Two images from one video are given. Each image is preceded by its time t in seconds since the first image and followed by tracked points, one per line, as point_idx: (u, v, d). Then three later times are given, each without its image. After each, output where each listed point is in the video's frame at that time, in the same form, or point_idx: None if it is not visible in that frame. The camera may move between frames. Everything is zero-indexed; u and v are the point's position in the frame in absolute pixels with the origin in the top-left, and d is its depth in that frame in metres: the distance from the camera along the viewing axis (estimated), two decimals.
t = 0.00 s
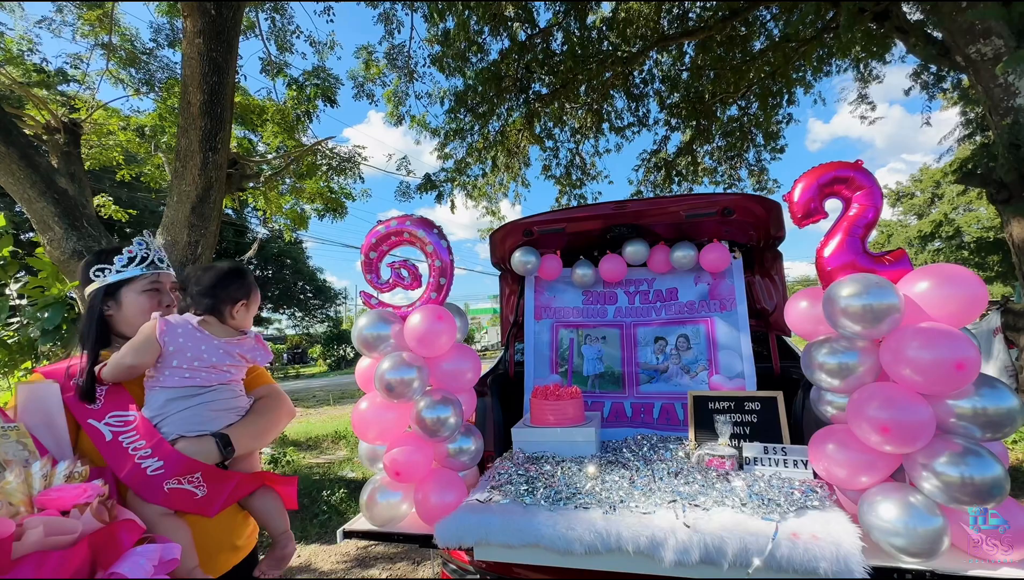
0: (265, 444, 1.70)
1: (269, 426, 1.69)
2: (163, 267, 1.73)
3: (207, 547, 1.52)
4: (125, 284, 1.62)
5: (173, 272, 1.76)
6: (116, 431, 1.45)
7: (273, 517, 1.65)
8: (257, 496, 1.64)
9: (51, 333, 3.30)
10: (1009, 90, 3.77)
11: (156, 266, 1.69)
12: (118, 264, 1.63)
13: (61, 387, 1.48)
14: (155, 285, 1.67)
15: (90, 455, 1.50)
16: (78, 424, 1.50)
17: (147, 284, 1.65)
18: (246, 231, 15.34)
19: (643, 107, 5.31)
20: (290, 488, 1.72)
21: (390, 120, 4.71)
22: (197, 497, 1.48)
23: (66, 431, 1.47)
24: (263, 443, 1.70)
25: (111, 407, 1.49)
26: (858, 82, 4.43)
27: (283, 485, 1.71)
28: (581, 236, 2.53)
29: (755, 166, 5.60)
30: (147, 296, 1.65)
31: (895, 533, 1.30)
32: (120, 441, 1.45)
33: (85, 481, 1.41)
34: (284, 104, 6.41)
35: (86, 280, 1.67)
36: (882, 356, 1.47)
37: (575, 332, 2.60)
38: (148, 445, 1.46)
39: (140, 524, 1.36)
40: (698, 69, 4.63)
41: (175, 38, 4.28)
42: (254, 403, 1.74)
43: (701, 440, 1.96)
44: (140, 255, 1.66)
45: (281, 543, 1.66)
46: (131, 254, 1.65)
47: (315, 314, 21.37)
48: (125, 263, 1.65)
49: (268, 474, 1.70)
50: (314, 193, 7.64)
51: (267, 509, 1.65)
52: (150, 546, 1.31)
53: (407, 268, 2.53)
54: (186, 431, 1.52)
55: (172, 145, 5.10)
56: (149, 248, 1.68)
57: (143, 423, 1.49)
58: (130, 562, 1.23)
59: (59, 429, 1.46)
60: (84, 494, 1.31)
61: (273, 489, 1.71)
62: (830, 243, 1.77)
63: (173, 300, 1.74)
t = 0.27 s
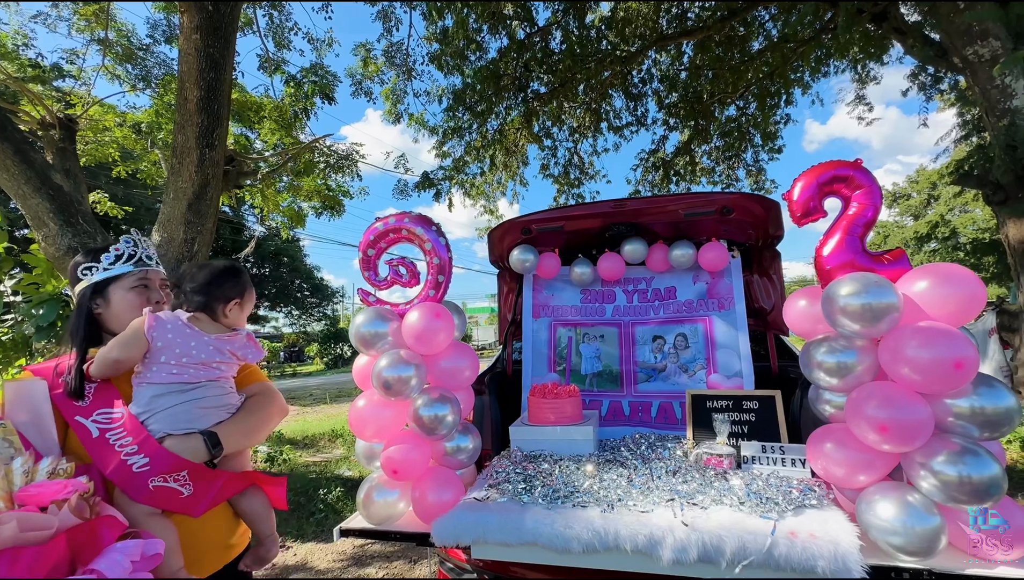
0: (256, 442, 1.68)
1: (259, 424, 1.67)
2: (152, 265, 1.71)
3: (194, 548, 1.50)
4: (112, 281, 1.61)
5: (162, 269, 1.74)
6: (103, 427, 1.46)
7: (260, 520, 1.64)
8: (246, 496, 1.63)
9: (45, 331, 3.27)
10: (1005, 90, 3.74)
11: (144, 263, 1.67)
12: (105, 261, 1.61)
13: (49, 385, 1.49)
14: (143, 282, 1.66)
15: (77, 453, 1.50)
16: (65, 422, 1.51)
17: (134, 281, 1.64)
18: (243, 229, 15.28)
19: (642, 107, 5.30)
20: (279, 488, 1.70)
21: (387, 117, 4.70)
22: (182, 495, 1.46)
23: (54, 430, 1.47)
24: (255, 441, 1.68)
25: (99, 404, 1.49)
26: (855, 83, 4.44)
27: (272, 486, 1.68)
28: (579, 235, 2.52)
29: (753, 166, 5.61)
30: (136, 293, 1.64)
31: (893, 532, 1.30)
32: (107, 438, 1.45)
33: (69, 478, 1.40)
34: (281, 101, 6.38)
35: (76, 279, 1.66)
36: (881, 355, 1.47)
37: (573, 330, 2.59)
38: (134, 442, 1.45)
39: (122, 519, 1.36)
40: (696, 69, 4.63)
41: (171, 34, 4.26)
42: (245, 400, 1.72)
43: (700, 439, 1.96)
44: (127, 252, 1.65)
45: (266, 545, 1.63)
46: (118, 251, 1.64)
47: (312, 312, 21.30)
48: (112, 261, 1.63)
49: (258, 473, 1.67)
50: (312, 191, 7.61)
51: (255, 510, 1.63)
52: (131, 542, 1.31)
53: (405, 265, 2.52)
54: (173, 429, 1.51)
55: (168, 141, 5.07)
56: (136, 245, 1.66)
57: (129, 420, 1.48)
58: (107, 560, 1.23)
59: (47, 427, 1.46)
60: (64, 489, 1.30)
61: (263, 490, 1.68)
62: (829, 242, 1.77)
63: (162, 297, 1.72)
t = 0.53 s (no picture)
0: (251, 440, 1.67)
1: (253, 422, 1.66)
2: (148, 262, 1.70)
3: (187, 546, 1.48)
4: (108, 277, 1.60)
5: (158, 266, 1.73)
6: (96, 424, 1.44)
7: (255, 517, 1.66)
8: (241, 494, 1.64)
9: (40, 328, 3.25)
10: (1003, 92, 3.82)
11: (140, 260, 1.66)
12: (101, 257, 1.60)
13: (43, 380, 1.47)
14: (138, 278, 1.65)
15: (69, 449, 1.49)
16: (58, 418, 1.49)
17: (129, 277, 1.62)
18: (240, 226, 15.22)
19: (641, 106, 5.30)
20: (275, 483, 1.70)
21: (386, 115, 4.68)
22: (174, 494, 1.45)
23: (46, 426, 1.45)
24: (248, 439, 1.67)
25: (93, 400, 1.48)
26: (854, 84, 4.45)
27: (269, 480, 1.69)
28: (578, 233, 2.52)
29: (751, 166, 5.62)
30: (132, 289, 1.62)
31: (890, 531, 1.30)
32: (100, 434, 1.43)
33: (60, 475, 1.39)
34: (279, 98, 6.35)
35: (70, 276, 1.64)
36: (879, 355, 1.47)
37: (571, 329, 2.59)
38: (127, 438, 1.44)
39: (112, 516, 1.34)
40: (695, 69, 4.63)
41: (169, 29, 4.23)
42: (239, 399, 1.71)
43: (697, 438, 1.96)
44: (123, 249, 1.64)
45: (264, 538, 1.67)
46: (114, 248, 1.62)
47: (309, 310, 21.25)
48: (108, 258, 1.61)
49: (253, 470, 1.65)
50: (309, 188, 7.59)
51: (250, 508, 1.65)
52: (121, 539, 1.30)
53: (403, 263, 2.51)
54: (166, 427, 1.50)
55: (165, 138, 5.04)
56: (132, 242, 1.65)
57: (122, 418, 1.47)
58: (97, 556, 1.21)
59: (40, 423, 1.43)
60: (53, 485, 1.29)
61: (259, 485, 1.69)
62: (827, 242, 1.77)
63: (158, 293, 1.71)
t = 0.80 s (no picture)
0: (249, 438, 1.66)
1: (251, 420, 1.65)
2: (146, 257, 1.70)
3: (186, 543, 1.48)
4: (108, 272, 1.58)
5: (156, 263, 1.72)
6: (97, 421, 1.43)
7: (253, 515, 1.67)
8: (241, 492, 1.65)
9: (37, 324, 3.24)
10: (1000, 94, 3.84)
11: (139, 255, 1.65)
12: (101, 252, 1.59)
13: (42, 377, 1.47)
14: (138, 273, 1.64)
15: (69, 446, 1.48)
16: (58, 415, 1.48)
17: (130, 272, 1.62)
18: (238, 224, 15.18)
19: (640, 106, 5.30)
20: (273, 479, 1.71)
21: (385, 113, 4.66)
22: (175, 490, 1.44)
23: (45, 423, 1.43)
24: (246, 437, 1.66)
25: (92, 397, 1.47)
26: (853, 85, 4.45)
27: (268, 477, 1.70)
28: (577, 232, 2.52)
29: (749, 166, 5.63)
30: (132, 284, 1.62)
31: (887, 532, 1.31)
32: (101, 431, 1.42)
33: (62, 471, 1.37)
34: (278, 96, 6.33)
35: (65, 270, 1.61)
36: (877, 355, 1.47)
37: (570, 328, 2.59)
38: (128, 436, 1.43)
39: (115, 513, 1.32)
40: (695, 69, 4.63)
41: (167, 25, 4.21)
42: (238, 397, 1.71)
43: (695, 437, 1.95)
44: (122, 245, 1.63)
45: (260, 538, 1.70)
46: (113, 243, 1.62)
47: (307, 308, 21.21)
48: (107, 253, 1.60)
49: (253, 467, 1.67)
50: (308, 186, 7.57)
51: (249, 506, 1.66)
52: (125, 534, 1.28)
53: (401, 261, 2.50)
54: (168, 424, 1.49)
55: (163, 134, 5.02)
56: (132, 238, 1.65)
57: (123, 415, 1.46)
58: (102, 551, 1.20)
59: (39, 421, 1.42)
60: (57, 482, 1.28)
61: (257, 482, 1.70)
62: (826, 242, 1.77)
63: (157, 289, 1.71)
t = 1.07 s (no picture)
0: (253, 435, 1.65)
1: (255, 418, 1.64)
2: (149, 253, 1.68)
3: (191, 538, 1.48)
4: (112, 269, 1.57)
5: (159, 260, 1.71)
6: (103, 419, 1.43)
7: (263, 509, 1.66)
8: (250, 486, 1.65)
9: (35, 321, 3.22)
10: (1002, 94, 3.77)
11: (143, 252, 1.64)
12: (106, 249, 1.57)
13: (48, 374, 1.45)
14: (141, 270, 1.63)
15: (75, 442, 1.47)
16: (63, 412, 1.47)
17: (134, 268, 1.61)
18: (237, 221, 15.15)
19: (640, 105, 5.29)
20: (279, 473, 1.71)
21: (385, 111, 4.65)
22: (181, 487, 1.44)
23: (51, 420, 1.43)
24: (251, 433, 1.65)
25: (98, 394, 1.46)
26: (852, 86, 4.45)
27: (274, 471, 1.70)
28: (577, 232, 2.51)
29: (749, 166, 5.63)
30: (137, 280, 1.61)
31: (886, 532, 1.31)
32: (107, 428, 1.42)
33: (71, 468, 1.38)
34: (277, 93, 6.31)
35: (68, 265, 1.59)
36: (878, 356, 1.47)
37: (570, 327, 2.59)
38: (135, 433, 1.43)
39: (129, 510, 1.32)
40: (695, 68, 4.62)
41: (166, 22, 4.19)
42: (242, 394, 1.70)
43: (694, 437, 1.95)
44: (125, 242, 1.61)
45: (272, 532, 1.71)
46: (117, 240, 1.59)
47: (306, 306, 21.18)
48: (111, 250, 1.58)
49: (259, 461, 1.66)
50: (307, 184, 7.55)
51: (259, 500, 1.66)
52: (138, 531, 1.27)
53: (402, 259, 2.49)
54: (174, 422, 1.49)
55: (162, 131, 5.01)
56: (136, 235, 1.63)
57: (130, 413, 1.46)
58: (118, 547, 1.19)
59: (46, 419, 1.41)
60: (72, 478, 1.28)
61: (264, 477, 1.69)
62: (828, 242, 1.77)
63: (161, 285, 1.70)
